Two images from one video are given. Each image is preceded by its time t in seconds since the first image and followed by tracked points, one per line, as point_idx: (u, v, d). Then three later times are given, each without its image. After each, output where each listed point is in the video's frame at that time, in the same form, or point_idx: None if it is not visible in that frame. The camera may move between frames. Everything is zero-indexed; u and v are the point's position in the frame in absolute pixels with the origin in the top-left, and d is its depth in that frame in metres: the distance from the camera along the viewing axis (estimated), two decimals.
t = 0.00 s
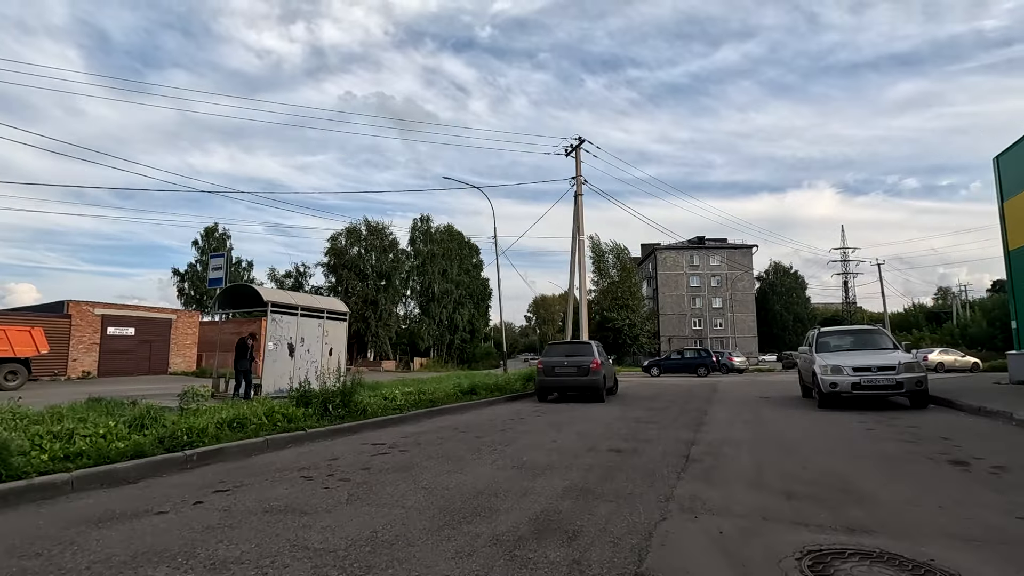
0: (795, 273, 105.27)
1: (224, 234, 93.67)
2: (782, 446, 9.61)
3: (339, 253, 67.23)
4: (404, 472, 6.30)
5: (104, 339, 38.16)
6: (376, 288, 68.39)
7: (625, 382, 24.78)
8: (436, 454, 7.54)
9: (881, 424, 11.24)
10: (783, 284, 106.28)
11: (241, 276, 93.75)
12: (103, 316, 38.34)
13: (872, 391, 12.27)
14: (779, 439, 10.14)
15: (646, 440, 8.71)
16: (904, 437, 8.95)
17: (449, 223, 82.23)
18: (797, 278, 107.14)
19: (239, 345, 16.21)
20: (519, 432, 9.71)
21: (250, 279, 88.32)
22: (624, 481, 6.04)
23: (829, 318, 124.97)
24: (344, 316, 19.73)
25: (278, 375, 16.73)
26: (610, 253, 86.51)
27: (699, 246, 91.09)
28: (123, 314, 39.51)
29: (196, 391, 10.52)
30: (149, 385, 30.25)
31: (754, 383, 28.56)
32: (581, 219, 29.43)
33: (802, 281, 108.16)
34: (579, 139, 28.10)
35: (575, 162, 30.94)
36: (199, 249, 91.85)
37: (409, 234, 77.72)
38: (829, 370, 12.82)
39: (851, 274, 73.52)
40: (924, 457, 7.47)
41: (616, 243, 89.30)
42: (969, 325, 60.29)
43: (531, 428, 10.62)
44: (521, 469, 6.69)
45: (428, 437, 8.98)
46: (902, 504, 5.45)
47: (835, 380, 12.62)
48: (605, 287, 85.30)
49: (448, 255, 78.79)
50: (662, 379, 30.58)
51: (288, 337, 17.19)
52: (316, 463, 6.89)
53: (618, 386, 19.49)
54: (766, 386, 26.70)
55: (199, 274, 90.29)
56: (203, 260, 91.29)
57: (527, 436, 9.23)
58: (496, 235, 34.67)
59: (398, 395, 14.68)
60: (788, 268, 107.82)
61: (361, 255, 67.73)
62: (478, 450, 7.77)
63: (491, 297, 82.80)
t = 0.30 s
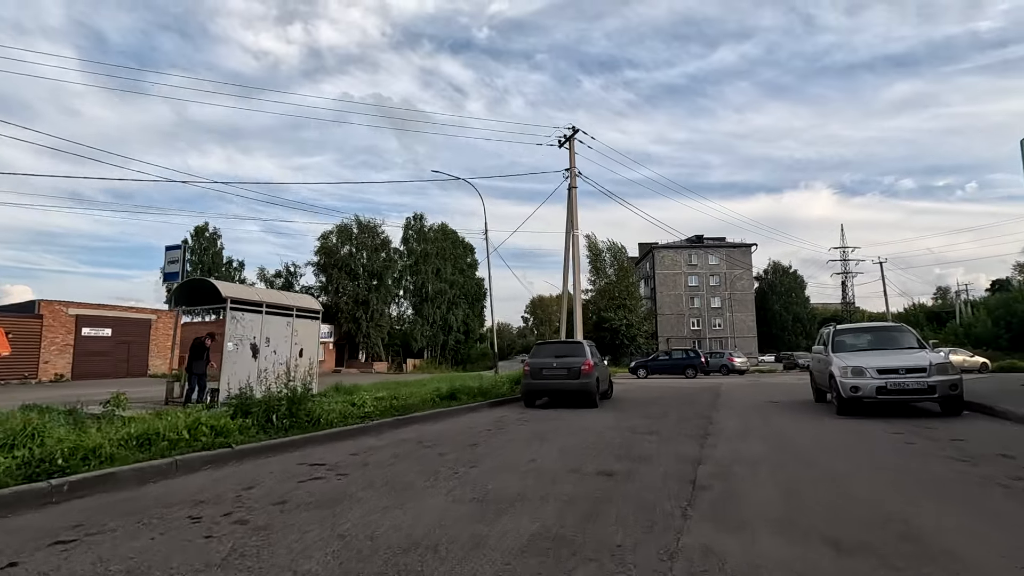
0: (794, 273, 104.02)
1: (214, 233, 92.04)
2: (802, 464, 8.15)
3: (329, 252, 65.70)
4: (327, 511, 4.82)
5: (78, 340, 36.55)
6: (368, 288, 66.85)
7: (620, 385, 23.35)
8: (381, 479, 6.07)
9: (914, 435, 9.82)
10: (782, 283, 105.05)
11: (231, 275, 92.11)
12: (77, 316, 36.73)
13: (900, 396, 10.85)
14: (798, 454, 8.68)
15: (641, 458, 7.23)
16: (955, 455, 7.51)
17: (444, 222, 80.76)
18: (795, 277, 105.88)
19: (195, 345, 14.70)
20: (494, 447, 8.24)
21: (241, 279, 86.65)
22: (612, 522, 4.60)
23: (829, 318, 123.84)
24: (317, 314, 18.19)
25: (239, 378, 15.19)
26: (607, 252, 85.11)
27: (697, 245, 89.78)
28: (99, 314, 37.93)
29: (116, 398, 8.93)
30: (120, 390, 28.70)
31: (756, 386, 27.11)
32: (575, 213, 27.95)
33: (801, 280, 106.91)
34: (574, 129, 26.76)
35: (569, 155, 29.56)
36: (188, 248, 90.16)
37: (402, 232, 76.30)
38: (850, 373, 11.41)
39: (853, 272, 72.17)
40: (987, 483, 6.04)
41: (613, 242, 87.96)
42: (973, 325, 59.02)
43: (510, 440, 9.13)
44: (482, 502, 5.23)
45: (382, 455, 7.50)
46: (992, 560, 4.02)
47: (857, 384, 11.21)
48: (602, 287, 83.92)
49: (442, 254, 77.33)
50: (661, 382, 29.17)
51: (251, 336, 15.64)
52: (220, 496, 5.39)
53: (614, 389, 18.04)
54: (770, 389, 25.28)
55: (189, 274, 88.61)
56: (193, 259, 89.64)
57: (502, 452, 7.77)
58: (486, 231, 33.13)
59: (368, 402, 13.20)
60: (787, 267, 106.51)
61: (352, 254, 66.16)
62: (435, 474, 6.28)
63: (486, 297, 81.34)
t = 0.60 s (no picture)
0: (790, 271, 102.88)
1: (201, 232, 90.21)
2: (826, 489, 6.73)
3: (316, 251, 64.36)
4: None
5: (46, 342, 34.82)
6: (356, 288, 65.21)
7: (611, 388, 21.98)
8: (281, 525, 4.55)
9: (953, 448, 8.38)
10: (778, 283, 103.86)
11: (219, 276, 90.27)
12: (45, 317, 35.02)
13: (931, 402, 9.41)
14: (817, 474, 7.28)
15: (630, 486, 5.77)
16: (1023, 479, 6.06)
17: (435, 220, 79.28)
18: (792, 276, 104.68)
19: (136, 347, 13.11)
20: (451, 469, 6.75)
21: (228, 279, 84.81)
22: None
23: (826, 318, 122.76)
24: (282, 313, 16.64)
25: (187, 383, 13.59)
26: (601, 251, 83.74)
27: (693, 244, 88.50)
28: (69, 315, 36.24)
29: None
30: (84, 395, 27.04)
31: (757, 387, 25.82)
32: (565, 206, 26.62)
33: (797, 279, 105.74)
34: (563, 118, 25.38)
35: (559, 145, 28.15)
36: (174, 248, 88.28)
37: (392, 231, 74.84)
38: (873, 374, 9.97)
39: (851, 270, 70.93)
40: None
41: (607, 240, 86.61)
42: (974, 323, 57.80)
43: (475, 456, 7.65)
44: (401, 563, 3.71)
45: (306, 483, 5.99)
46: None
47: (881, 388, 9.77)
48: (597, 286, 82.55)
49: (432, 253, 75.82)
50: (656, 384, 27.69)
51: (201, 335, 14.08)
52: (38, 557, 3.83)
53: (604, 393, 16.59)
54: (773, 391, 24.05)
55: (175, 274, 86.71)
56: (179, 259, 87.75)
57: (458, 476, 6.30)
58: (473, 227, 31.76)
59: (325, 411, 11.66)
60: (783, 266, 105.32)
61: (340, 253, 64.52)
62: (358, 514, 4.78)
63: (478, 297, 79.77)
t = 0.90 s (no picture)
0: (784, 271, 102.01)
1: (184, 232, 88.16)
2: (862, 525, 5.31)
3: (301, 250, 62.47)
4: None
5: (6, 345, 32.96)
6: (342, 288, 63.55)
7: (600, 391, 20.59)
8: None
9: (1008, 466, 6.95)
10: (772, 283, 102.95)
11: (202, 276, 88.19)
12: (5, 318, 33.16)
13: (970, 410, 8.02)
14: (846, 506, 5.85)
15: (613, 533, 4.28)
16: None
17: (424, 219, 77.81)
18: (785, 276, 103.76)
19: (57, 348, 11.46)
20: (385, 502, 5.24)
21: (212, 280, 82.81)
22: None
23: (819, 319, 122.01)
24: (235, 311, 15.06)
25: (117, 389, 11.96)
26: (593, 250, 82.43)
27: (686, 243, 87.36)
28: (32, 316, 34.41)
29: None
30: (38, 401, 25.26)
31: (754, 390, 24.47)
32: (552, 199, 25.38)
33: (790, 279, 104.81)
34: (551, 107, 24.06)
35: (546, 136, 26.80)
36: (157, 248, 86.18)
37: (380, 230, 73.34)
38: (900, 376, 8.57)
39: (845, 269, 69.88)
40: None
41: (599, 239, 85.36)
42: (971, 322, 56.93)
43: (423, 482, 6.15)
44: None
45: (174, 530, 4.45)
46: None
47: (911, 395, 8.36)
48: (589, 286, 81.25)
49: (421, 252, 74.30)
50: (649, 386, 26.32)
51: (137, 336, 12.48)
52: None
53: (591, 398, 15.12)
54: (770, 394, 22.74)
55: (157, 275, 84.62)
56: (161, 260, 85.64)
57: (389, 517, 4.76)
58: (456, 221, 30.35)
59: (266, 423, 10.12)
60: (777, 266, 104.36)
61: (325, 252, 62.81)
62: None
63: (468, 297, 78.32)
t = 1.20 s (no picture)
0: (776, 271, 101.07)
1: (166, 230, 85.88)
2: None
3: (283, 248, 60.48)
4: None
5: None
6: (326, 287, 61.80)
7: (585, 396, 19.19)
8: None
9: None
10: (764, 283, 102.00)
11: (184, 276, 85.95)
12: None
13: None
14: (897, 550, 4.35)
15: None
16: None
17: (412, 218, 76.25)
18: (778, 276, 102.87)
19: None
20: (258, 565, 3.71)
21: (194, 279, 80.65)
22: None
23: (811, 320, 121.40)
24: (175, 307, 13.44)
25: (22, 396, 10.33)
26: (585, 249, 81.05)
27: (678, 242, 86.20)
28: None
29: None
30: None
31: (749, 393, 23.11)
32: (538, 191, 24.24)
33: (783, 280, 103.93)
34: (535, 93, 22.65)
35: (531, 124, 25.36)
36: (137, 246, 83.89)
37: (366, 227, 71.72)
38: (941, 381, 7.09)
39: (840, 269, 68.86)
40: None
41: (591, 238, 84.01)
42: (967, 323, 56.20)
43: (333, 525, 4.63)
44: None
45: None
46: None
47: (955, 404, 6.89)
48: (580, 286, 79.87)
49: (407, 251, 72.69)
50: (639, 389, 24.92)
51: (49, 335, 10.83)
52: None
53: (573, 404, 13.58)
54: (768, 398, 21.38)
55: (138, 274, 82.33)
56: (142, 259, 83.33)
57: None
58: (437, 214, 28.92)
59: (183, 437, 8.53)
60: (769, 266, 103.43)
61: (308, 251, 60.92)
62: None
63: (456, 296, 76.87)
